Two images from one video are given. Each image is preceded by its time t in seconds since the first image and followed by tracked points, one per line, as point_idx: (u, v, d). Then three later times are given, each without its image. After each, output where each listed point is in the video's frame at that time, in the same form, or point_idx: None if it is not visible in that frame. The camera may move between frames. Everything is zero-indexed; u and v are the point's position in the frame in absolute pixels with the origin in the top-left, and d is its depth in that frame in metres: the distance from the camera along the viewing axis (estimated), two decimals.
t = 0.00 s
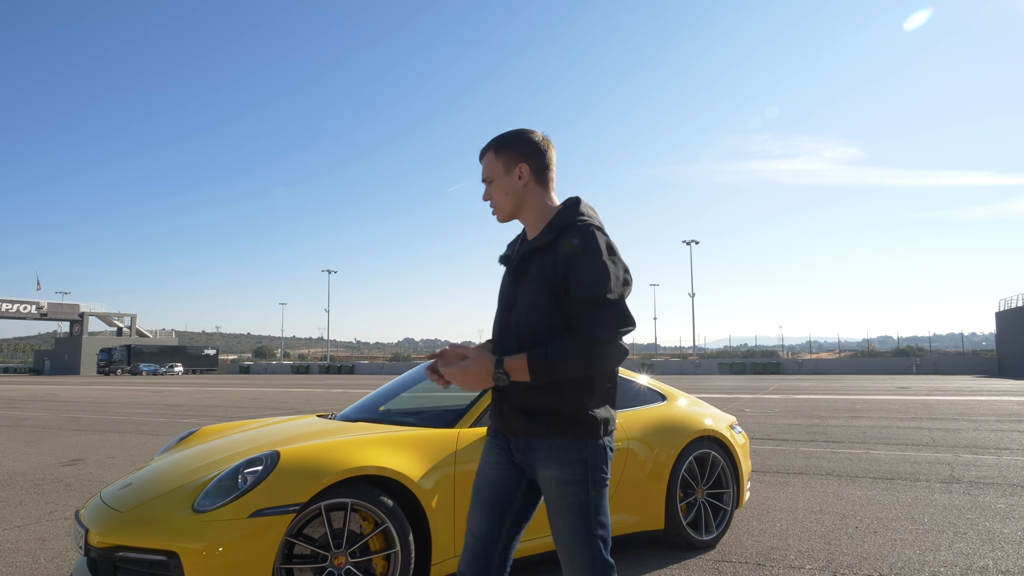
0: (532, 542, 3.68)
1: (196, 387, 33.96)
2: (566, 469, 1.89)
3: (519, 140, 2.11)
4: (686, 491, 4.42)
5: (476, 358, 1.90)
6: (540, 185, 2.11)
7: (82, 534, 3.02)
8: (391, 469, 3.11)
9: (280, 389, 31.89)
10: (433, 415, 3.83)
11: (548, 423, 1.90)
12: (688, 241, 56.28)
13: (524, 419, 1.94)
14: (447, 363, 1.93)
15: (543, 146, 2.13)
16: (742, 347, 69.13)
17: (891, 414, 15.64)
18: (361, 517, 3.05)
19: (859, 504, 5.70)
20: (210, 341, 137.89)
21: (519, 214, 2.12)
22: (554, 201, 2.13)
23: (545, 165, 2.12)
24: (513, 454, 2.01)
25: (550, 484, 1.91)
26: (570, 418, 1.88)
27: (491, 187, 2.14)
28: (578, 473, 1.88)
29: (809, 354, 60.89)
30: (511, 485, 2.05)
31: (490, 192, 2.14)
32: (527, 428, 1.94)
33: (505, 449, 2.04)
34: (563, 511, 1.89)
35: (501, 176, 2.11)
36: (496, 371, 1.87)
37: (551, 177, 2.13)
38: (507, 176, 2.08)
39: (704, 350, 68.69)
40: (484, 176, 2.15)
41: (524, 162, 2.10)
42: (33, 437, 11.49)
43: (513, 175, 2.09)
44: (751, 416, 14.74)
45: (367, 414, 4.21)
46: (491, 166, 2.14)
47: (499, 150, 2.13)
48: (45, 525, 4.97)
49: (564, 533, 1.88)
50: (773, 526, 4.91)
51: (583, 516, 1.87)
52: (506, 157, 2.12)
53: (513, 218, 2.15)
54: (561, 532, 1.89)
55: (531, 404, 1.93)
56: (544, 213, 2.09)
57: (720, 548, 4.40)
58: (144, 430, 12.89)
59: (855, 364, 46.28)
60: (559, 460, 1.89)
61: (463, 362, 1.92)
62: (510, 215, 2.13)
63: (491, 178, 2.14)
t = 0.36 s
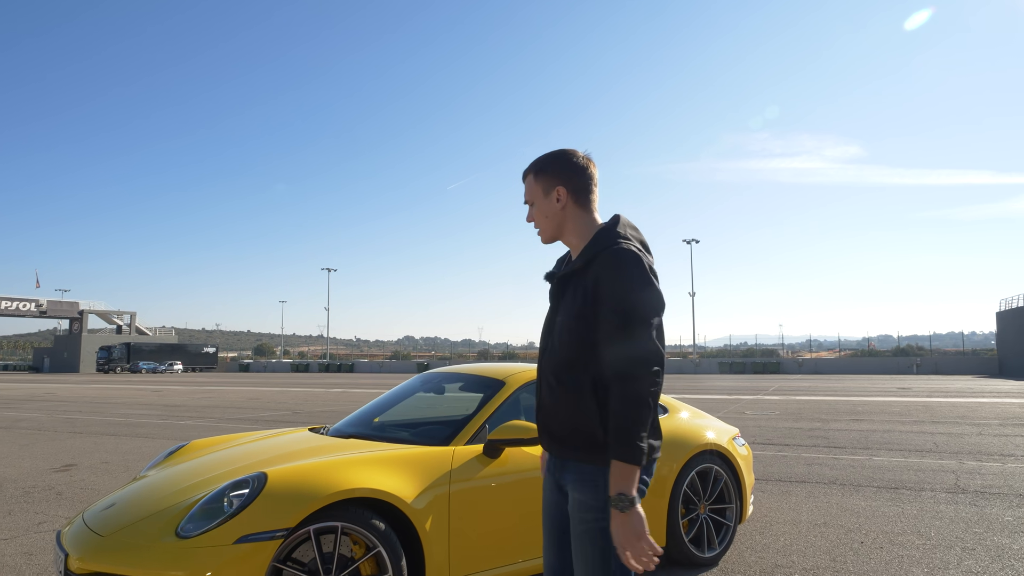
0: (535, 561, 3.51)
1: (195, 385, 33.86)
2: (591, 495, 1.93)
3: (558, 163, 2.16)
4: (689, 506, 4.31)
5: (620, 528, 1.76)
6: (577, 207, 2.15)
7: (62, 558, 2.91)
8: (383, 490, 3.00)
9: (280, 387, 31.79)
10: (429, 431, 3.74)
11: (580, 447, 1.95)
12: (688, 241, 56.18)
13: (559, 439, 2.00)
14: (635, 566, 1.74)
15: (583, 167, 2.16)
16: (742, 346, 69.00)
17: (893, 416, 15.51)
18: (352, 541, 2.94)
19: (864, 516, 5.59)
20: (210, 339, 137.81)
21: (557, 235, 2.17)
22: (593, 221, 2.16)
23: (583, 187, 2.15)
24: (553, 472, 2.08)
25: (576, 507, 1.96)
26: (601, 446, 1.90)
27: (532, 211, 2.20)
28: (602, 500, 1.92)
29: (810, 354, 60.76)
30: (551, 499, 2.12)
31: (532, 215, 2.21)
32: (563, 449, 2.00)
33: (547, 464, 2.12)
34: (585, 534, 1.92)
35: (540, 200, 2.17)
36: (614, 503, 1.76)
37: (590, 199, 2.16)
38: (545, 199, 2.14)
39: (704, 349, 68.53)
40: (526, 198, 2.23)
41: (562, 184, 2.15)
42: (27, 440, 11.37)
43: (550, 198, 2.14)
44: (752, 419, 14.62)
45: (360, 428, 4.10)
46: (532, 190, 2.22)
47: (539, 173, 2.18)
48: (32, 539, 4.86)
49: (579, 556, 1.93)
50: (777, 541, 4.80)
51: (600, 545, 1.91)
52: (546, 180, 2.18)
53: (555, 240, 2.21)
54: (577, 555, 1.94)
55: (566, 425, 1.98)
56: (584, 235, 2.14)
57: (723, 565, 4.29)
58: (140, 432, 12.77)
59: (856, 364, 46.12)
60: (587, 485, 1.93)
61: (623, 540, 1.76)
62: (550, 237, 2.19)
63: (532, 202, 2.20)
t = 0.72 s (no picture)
0: None
1: (194, 386, 33.72)
2: (644, 516, 2.01)
3: (595, 204, 2.23)
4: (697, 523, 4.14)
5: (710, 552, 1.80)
6: (617, 245, 2.22)
7: None
8: (377, 511, 2.83)
9: (278, 389, 31.60)
10: (428, 445, 3.58)
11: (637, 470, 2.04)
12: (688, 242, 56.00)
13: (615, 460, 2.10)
14: None
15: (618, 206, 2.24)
16: (742, 348, 68.81)
17: (896, 420, 15.32)
18: (344, 566, 2.76)
19: (876, 529, 5.42)
20: (209, 338, 137.62)
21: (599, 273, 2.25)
22: (632, 258, 2.25)
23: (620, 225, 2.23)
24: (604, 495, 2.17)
25: (627, 525, 2.04)
26: (658, 471, 2.00)
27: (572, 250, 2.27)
28: (653, 524, 2.00)
29: (810, 355, 60.57)
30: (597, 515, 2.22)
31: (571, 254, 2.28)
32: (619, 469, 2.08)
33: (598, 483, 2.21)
34: (637, 555, 2.01)
35: (580, 240, 2.24)
36: (707, 525, 1.80)
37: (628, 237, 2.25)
38: (587, 239, 2.22)
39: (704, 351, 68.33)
40: (564, 238, 2.29)
41: (601, 225, 2.23)
42: (19, 444, 11.20)
43: (590, 238, 2.21)
44: (755, 423, 14.44)
45: (356, 440, 3.95)
46: (569, 230, 2.28)
47: (577, 213, 2.24)
48: (16, 553, 4.69)
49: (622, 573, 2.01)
50: (787, 556, 4.63)
51: (643, 564, 1.99)
52: (584, 220, 2.26)
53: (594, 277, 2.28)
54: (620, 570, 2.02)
55: (623, 448, 2.08)
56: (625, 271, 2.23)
57: None
58: (135, 435, 12.59)
59: (857, 365, 45.92)
60: (641, 507, 2.02)
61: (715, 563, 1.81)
62: (591, 275, 2.26)
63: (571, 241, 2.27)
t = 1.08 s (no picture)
0: None
1: (193, 386, 33.63)
2: (718, 508, 2.07)
3: (607, 214, 2.28)
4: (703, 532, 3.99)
5: (635, 458, 1.91)
6: (633, 251, 2.28)
7: None
8: (368, 525, 2.69)
9: (277, 389, 31.47)
10: (423, 453, 3.44)
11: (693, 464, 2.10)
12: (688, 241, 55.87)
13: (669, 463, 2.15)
14: (615, 473, 1.91)
15: (628, 214, 2.31)
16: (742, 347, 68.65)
17: (900, 421, 15.16)
18: None
19: (886, 536, 5.28)
20: (209, 338, 137.46)
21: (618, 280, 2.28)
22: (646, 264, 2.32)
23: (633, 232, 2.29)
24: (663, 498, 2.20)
25: (699, 521, 2.09)
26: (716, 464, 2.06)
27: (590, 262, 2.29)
28: (729, 513, 2.07)
29: (811, 355, 60.40)
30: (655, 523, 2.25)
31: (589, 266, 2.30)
32: (674, 470, 2.13)
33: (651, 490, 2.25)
34: (717, 550, 2.05)
35: (598, 249, 2.27)
36: (655, 438, 1.93)
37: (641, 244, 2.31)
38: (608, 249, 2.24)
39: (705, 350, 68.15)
40: (581, 251, 2.30)
41: (618, 233, 2.26)
42: (12, 446, 11.05)
43: (611, 246, 2.25)
44: (758, 424, 14.29)
45: (349, 447, 3.80)
46: (584, 241, 2.30)
47: (593, 223, 2.28)
48: None
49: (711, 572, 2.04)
50: (795, 565, 4.50)
51: (732, 556, 2.04)
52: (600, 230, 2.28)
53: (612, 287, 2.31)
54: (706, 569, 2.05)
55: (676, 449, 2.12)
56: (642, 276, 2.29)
57: None
58: (131, 437, 12.45)
59: (858, 365, 45.77)
60: (711, 499, 2.08)
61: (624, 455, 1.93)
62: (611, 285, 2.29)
63: (589, 253, 2.29)
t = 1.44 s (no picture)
0: None
1: (190, 387, 33.48)
2: (740, 506, 1.94)
3: (619, 194, 2.18)
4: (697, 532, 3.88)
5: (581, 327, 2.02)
6: (642, 235, 2.18)
7: None
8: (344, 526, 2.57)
9: (274, 390, 31.31)
10: (408, 452, 3.33)
11: (705, 463, 1.98)
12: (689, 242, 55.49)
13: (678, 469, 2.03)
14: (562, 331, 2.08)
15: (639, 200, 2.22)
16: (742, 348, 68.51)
17: (901, 421, 15.04)
18: None
19: (886, 537, 5.16)
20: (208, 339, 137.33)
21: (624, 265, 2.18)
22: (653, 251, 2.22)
23: (642, 216, 2.20)
24: (674, 498, 2.08)
25: (724, 524, 1.96)
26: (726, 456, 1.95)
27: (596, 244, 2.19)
28: (752, 507, 1.95)
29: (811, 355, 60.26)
30: (678, 530, 2.13)
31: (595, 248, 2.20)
32: (686, 475, 2.02)
33: (665, 499, 2.12)
34: (739, 548, 1.93)
35: (607, 230, 2.17)
36: (611, 337, 1.96)
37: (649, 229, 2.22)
38: (616, 230, 2.14)
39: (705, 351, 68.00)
40: (588, 232, 2.20)
41: (628, 215, 2.17)
42: (3, 447, 10.93)
43: (620, 228, 2.15)
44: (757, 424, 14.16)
45: (332, 446, 3.69)
46: (593, 222, 2.20)
47: (602, 203, 2.18)
48: None
49: None
50: (794, 567, 4.38)
51: (767, 553, 1.91)
52: (609, 211, 2.18)
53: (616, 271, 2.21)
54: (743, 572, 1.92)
55: (683, 445, 2.00)
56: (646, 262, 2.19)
57: None
58: (124, 438, 12.33)
59: (858, 365, 45.64)
60: (730, 498, 1.95)
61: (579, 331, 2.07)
62: (616, 268, 2.19)
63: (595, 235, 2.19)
